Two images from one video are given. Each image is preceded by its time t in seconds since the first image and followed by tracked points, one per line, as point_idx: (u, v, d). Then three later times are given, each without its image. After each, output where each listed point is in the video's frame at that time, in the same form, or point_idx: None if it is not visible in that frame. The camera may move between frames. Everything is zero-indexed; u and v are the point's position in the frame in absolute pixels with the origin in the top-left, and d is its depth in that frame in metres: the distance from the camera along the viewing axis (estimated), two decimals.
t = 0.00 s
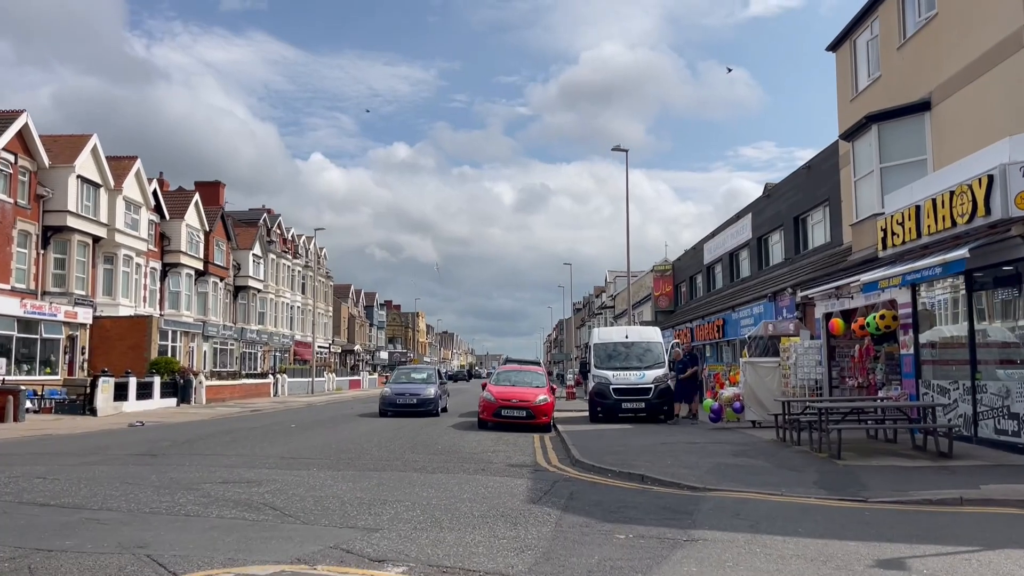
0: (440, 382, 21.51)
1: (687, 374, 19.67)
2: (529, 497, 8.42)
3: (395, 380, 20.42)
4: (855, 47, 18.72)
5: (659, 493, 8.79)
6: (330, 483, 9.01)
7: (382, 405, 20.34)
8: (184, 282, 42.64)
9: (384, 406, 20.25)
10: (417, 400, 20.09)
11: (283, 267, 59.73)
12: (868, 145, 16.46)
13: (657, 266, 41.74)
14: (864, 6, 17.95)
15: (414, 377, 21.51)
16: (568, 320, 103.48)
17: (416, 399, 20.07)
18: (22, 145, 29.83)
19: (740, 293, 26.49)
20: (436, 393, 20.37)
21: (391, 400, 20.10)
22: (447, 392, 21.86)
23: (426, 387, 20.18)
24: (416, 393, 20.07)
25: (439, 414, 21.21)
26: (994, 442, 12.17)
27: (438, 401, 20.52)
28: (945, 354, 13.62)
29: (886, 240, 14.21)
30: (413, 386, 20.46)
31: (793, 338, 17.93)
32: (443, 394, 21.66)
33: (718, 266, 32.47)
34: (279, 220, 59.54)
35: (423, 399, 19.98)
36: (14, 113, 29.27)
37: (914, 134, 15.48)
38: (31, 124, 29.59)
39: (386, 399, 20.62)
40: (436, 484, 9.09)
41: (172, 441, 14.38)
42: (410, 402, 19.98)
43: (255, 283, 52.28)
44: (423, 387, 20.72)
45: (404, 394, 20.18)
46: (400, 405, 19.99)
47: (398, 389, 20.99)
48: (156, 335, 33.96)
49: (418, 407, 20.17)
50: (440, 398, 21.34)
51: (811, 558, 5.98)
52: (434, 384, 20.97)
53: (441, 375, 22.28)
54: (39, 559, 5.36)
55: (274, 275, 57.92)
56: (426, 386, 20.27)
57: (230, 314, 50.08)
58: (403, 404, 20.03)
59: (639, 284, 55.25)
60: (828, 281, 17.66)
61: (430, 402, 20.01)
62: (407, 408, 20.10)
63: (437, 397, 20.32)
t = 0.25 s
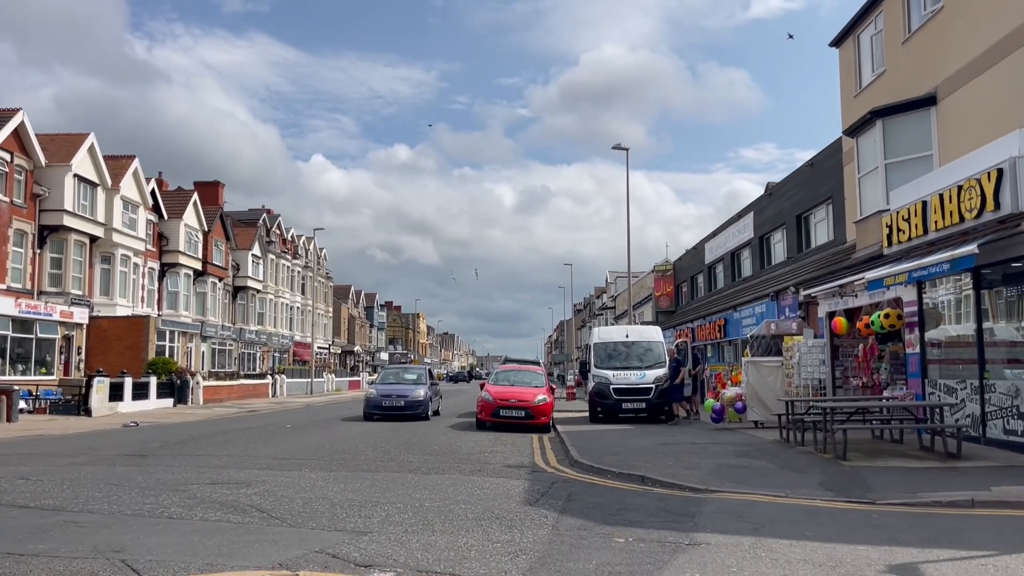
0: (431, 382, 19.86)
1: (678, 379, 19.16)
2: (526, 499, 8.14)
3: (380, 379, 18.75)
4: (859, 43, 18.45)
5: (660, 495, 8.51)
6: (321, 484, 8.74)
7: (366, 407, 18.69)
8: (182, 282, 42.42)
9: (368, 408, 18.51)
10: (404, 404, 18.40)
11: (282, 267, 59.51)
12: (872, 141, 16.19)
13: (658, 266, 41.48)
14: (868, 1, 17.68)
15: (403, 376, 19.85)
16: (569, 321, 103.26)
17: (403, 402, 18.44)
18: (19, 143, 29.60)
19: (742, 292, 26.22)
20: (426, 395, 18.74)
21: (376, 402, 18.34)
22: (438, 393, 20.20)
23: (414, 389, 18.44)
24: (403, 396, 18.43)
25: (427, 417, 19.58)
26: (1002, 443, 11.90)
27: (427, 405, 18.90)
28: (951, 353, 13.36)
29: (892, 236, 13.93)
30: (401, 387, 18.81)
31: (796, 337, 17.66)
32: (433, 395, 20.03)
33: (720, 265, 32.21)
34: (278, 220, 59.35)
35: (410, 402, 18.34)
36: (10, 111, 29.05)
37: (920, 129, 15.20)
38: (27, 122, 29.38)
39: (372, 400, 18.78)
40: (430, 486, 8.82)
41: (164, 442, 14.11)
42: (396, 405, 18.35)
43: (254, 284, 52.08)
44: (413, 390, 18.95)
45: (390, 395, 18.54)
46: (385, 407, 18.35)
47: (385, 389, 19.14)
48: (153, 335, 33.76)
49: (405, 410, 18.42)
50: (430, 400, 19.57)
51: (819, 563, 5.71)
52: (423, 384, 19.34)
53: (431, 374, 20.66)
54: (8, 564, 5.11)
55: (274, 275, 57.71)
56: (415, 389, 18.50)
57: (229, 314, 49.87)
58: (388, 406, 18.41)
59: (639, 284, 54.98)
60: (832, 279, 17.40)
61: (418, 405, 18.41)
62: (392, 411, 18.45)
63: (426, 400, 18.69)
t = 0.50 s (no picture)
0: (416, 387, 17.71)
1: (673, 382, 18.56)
2: (520, 509, 7.82)
3: (358, 384, 16.58)
4: (863, 40, 18.14)
5: (660, 505, 8.18)
6: (308, 492, 8.42)
7: (342, 415, 16.49)
8: (179, 284, 42.14)
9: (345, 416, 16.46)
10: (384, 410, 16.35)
11: (281, 269, 59.22)
12: (877, 139, 15.88)
13: (658, 268, 41.17)
14: None
15: (386, 380, 17.66)
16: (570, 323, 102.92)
17: (383, 409, 16.26)
18: (13, 144, 29.34)
19: (744, 294, 25.91)
20: (409, 402, 16.59)
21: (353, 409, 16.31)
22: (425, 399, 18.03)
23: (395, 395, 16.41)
24: (384, 403, 16.27)
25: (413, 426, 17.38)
26: (1013, 448, 11.56)
27: (411, 412, 16.72)
28: (958, 356, 13.05)
29: (898, 237, 13.61)
30: (382, 392, 16.66)
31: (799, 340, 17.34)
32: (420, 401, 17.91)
33: (721, 267, 31.90)
34: (277, 222, 59.11)
35: (392, 410, 16.19)
36: (5, 111, 28.80)
37: (925, 127, 14.88)
38: (21, 122, 29.12)
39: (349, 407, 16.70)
40: (422, 495, 8.50)
41: (152, 447, 13.76)
42: (376, 413, 16.18)
43: (253, 285, 51.81)
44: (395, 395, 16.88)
45: (369, 401, 16.36)
46: (363, 415, 16.17)
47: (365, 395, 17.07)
48: (149, 337, 33.49)
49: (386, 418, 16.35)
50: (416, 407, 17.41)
51: None
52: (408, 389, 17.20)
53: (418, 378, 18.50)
54: None
55: (273, 277, 57.43)
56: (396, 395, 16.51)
57: (227, 316, 49.60)
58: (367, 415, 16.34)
59: (640, 286, 54.69)
60: (835, 280, 17.09)
61: (401, 413, 16.25)
62: (371, 419, 16.25)
63: (410, 407, 16.54)
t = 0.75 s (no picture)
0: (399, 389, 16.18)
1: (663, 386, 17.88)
2: (513, 512, 7.55)
3: (334, 385, 15.06)
4: (865, 35, 17.85)
5: (658, 508, 7.90)
6: (295, 495, 8.15)
7: (315, 420, 14.96)
8: (177, 284, 41.91)
9: (319, 421, 14.93)
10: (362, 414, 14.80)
11: (280, 269, 59.02)
12: (880, 135, 15.59)
13: (658, 268, 40.94)
14: None
15: (365, 381, 16.12)
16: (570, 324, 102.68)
17: (360, 413, 14.76)
18: (7, 142, 29.12)
19: (744, 294, 25.65)
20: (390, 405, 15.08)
21: (328, 413, 14.76)
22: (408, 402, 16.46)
23: (374, 398, 14.88)
24: (361, 407, 14.76)
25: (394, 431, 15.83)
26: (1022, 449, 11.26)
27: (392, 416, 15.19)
28: (964, 355, 12.78)
29: (902, 233, 13.33)
30: (359, 395, 15.15)
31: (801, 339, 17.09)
32: (403, 405, 16.39)
33: (721, 267, 31.66)
34: (276, 222, 58.90)
35: (370, 415, 14.69)
36: None
37: (929, 122, 14.61)
38: (17, 121, 28.91)
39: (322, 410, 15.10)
40: (412, 496, 8.23)
41: (141, 448, 13.49)
42: (352, 419, 14.66)
43: (251, 286, 51.60)
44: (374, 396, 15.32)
45: (345, 405, 14.85)
46: (339, 420, 14.65)
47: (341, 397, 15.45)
48: (147, 337, 33.37)
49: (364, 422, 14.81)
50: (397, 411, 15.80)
51: None
52: (389, 392, 15.69)
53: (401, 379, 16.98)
54: None
55: (272, 277, 57.23)
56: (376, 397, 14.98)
57: (225, 317, 49.40)
58: (343, 420, 14.79)
59: (641, 287, 54.54)
60: (837, 279, 16.82)
61: (381, 418, 14.75)
62: (347, 424, 14.74)
63: (391, 411, 15.05)
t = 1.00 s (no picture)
0: (374, 395, 14.16)
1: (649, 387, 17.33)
2: (504, 525, 7.19)
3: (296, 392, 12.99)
4: (869, 32, 17.53)
5: (656, 520, 7.54)
6: (278, 505, 7.82)
7: (274, 433, 12.96)
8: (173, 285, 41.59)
9: (278, 433, 12.84)
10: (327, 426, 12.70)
11: (279, 270, 58.69)
12: (885, 133, 15.25)
13: (659, 269, 40.60)
14: None
15: (336, 386, 14.13)
16: (570, 325, 102.31)
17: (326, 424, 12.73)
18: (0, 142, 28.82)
19: (746, 295, 25.31)
20: (361, 415, 13.08)
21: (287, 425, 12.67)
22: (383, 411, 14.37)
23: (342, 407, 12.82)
24: (326, 417, 12.76)
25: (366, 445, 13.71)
26: None
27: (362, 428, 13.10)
28: (971, 359, 12.44)
29: (908, 233, 13.00)
30: (326, 403, 13.16)
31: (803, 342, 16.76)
32: (380, 413, 14.39)
33: (722, 268, 31.33)
34: (274, 223, 58.58)
35: (337, 426, 12.70)
36: None
37: (935, 120, 14.27)
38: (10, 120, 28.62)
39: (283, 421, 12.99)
40: (400, 508, 7.89)
41: (126, 454, 13.13)
42: (315, 431, 12.65)
43: (249, 287, 51.28)
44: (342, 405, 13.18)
45: (308, 415, 12.79)
46: (300, 433, 12.64)
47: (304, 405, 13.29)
48: (142, 339, 33.07)
49: (329, 435, 12.70)
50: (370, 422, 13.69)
51: None
52: (362, 399, 13.70)
53: (378, 384, 14.96)
54: None
55: (270, 279, 56.92)
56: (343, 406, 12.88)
57: (223, 318, 49.07)
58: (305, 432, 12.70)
59: (641, 288, 54.21)
60: (841, 280, 16.48)
61: (349, 430, 12.73)
62: (310, 437, 12.73)
63: (362, 421, 13.05)
